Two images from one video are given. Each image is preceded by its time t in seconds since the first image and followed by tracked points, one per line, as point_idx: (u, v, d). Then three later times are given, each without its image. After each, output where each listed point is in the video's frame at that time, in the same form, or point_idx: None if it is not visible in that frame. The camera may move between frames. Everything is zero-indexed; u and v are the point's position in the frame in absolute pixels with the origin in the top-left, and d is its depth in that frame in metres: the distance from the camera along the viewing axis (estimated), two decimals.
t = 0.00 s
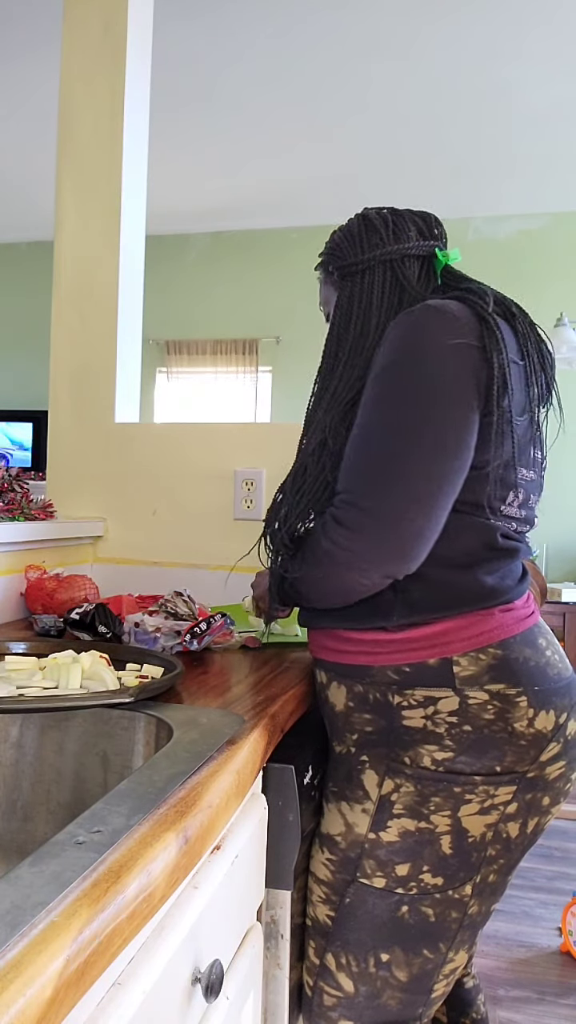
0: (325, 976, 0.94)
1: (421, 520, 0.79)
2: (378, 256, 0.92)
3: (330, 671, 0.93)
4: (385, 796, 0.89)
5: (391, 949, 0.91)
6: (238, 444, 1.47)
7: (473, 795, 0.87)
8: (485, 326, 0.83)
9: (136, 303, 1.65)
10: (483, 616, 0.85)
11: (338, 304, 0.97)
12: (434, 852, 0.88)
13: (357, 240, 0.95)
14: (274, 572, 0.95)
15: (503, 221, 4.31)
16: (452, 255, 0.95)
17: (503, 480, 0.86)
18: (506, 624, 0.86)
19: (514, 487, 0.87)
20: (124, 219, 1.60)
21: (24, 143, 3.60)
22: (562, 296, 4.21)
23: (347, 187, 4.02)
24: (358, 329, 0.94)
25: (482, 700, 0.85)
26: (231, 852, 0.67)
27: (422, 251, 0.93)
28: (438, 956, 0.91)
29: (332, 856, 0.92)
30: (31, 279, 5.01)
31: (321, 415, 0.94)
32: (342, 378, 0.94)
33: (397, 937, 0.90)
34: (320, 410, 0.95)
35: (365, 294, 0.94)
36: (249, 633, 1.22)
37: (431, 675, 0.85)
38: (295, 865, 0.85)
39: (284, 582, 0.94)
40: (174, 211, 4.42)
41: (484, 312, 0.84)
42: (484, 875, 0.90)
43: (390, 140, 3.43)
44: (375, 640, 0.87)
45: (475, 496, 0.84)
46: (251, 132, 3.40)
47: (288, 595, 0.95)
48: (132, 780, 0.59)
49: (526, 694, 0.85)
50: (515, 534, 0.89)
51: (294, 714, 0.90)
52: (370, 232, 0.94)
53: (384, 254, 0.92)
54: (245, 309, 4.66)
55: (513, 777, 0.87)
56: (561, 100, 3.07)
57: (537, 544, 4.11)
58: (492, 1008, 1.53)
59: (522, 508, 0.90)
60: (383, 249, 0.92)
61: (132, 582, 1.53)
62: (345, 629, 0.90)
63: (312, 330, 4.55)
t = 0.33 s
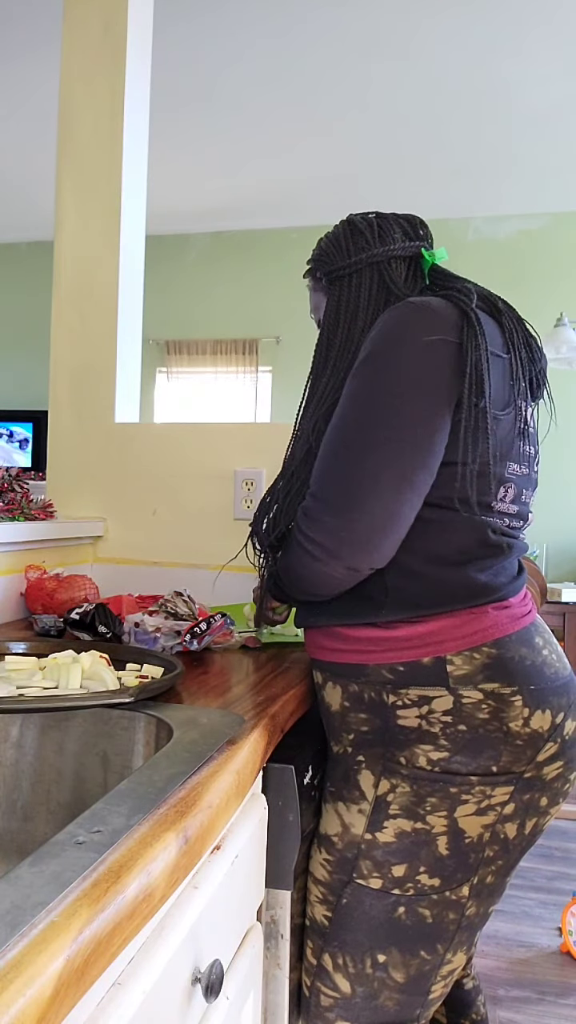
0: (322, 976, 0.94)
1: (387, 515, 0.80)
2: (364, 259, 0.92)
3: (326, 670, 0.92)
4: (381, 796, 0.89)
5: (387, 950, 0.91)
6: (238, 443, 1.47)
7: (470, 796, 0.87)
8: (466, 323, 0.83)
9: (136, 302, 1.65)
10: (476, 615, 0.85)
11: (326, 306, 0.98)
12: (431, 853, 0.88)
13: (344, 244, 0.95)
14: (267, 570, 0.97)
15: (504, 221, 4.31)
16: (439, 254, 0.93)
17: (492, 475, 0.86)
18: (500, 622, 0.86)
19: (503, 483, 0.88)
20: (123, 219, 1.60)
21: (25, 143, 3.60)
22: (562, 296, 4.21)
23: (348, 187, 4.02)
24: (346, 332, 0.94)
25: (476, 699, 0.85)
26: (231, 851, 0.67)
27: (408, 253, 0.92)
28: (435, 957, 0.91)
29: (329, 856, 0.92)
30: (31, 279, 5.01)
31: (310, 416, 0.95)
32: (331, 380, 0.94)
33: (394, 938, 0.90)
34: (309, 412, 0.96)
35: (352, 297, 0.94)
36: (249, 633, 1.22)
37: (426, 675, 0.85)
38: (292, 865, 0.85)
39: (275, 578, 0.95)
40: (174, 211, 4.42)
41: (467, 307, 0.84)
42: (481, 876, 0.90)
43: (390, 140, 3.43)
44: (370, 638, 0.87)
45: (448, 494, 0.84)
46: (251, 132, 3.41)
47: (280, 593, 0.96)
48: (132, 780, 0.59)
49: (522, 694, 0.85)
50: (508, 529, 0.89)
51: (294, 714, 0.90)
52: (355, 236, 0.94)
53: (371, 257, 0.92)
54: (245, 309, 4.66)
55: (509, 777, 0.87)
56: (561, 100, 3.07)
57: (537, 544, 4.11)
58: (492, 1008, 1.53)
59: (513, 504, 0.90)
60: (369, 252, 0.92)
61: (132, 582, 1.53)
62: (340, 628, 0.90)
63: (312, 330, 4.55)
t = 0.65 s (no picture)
0: (322, 977, 0.94)
1: (396, 511, 0.80)
2: (358, 261, 0.92)
3: (326, 671, 0.92)
4: (381, 797, 0.89)
5: (387, 950, 0.90)
6: (239, 443, 1.47)
7: (469, 796, 0.87)
8: (464, 322, 0.83)
9: (136, 302, 1.65)
10: (477, 615, 0.85)
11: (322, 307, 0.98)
12: (431, 853, 0.88)
13: (338, 246, 0.95)
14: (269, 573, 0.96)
15: (503, 221, 4.31)
16: (433, 255, 0.94)
17: (493, 474, 0.86)
18: (501, 622, 0.86)
19: (504, 481, 0.88)
20: (123, 218, 1.60)
21: (25, 143, 3.60)
22: (561, 296, 4.21)
23: (348, 187, 4.02)
24: (341, 334, 0.94)
25: (476, 699, 0.85)
26: (231, 852, 0.67)
27: (402, 253, 0.92)
28: (435, 957, 0.91)
29: (329, 856, 0.92)
30: (31, 279, 5.01)
31: (306, 420, 0.95)
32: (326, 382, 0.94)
33: (394, 938, 0.90)
34: (305, 416, 0.96)
35: (347, 299, 0.94)
36: (249, 633, 1.22)
37: (426, 675, 0.85)
38: (292, 865, 0.85)
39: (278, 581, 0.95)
40: (174, 211, 4.42)
41: (463, 306, 0.84)
42: (481, 876, 0.90)
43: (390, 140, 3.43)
44: (371, 639, 0.87)
45: (457, 493, 0.84)
46: (251, 132, 3.41)
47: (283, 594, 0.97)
48: (132, 780, 0.59)
49: (523, 694, 0.85)
50: (507, 529, 0.89)
51: (294, 714, 0.90)
52: (349, 239, 0.94)
53: (365, 259, 0.92)
54: (245, 309, 4.66)
55: (509, 777, 0.87)
56: (560, 100, 3.07)
57: (537, 544, 4.11)
58: (492, 1008, 1.53)
59: (513, 504, 0.90)
60: (363, 254, 0.92)
61: (132, 582, 1.53)
62: (341, 628, 0.90)
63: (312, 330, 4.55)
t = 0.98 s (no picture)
0: (322, 977, 0.94)
1: (386, 513, 0.80)
2: (362, 260, 0.92)
3: (325, 671, 0.92)
4: (380, 797, 0.88)
5: (386, 951, 0.91)
6: (238, 443, 1.47)
7: (468, 796, 0.87)
8: (462, 323, 0.83)
9: (136, 302, 1.65)
10: (475, 615, 0.85)
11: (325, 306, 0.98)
12: (430, 853, 0.88)
13: (342, 244, 0.95)
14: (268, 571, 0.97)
15: (504, 221, 4.31)
16: (438, 253, 0.94)
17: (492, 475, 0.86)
18: (498, 623, 0.86)
19: (502, 482, 0.88)
20: (123, 218, 1.60)
21: (25, 143, 3.60)
22: (562, 296, 4.21)
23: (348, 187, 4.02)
24: (343, 333, 0.94)
25: (475, 700, 0.85)
26: (231, 852, 0.67)
27: (406, 253, 0.92)
28: (434, 957, 0.91)
29: (328, 856, 0.92)
30: (32, 279, 5.01)
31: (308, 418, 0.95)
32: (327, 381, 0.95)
33: (393, 938, 0.90)
34: (307, 414, 0.96)
35: (350, 298, 0.94)
36: (248, 633, 1.22)
37: (425, 675, 0.85)
38: (291, 865, 0.85)
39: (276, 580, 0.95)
40: (174, 211, 4.42)
41: (463, 308, 0.84)
42: (480, 877, 0.90)
43: (391, 140, 3.43)
44: (370, 638, 0.87)
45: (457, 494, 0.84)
46: (251, 132, 3.41)
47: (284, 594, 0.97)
48: (132, 780, 0.59)
49: (521, 694, 0.85)
50: (507, 529, 0.90)
51: (293, 714, 0.90)
52: (353, 237, 0.94)
53: (368, 258, 0.92)
54: (245, 309, 4.66)
55: (508, 778, 0.87)
56: (561, 100, 3.07)
57: (537, 544, 4.11)
58: (492, 1008, 1.53)
59: (512, 504, 0.90)
60: (366, 254, 0.92)
61: (132, 582, 1.53)
62: (340, 628, 0.90)
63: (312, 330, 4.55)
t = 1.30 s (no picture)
0: (322, 977, 0.94)
1: (410, 509, 0.80)
2: (366, 261, 0.92)
3: (327, 671, 0.92)
4: (381, 797, 0.88)
5: (387, 951, 0.91)
6: (238, 444, 1.47)
7: (470, 797, 0.87)
8: (473, 320, 0.83)
9: (136, 302, 1.65)
10: (479, 615, 0.85)
11: (329, 307, 0.98)
12: (431, 853, 0.88)
13: (347, 245, 0.95)
14: (273, 572, 0.97)
15: (504, 221, 4.31)
16: (442, 258, 0.95)
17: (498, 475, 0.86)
18: (501, 623, 0.86)
19: (507, 482, 0.88)
20: (124, 217, 1.60)
21: (25, 143, 3.60)
22: (562, 297, 4.21)
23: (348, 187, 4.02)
24: (347, 332, 0.94)
25: (478, 700, 0.85)
26: (231, 852, 0.67)
27: (411, 254, 0.93)
28: (434, 957, 0.91)
29: (329, 856, 0.92)
30: (31, 279, 5.01)
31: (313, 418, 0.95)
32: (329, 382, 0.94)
33: (394, 938, 0.90)
34: (311, 414, 0.96)
35: (354, 299, 0.94)
36: (248, 633, 1.22)
37: (427, 676, 0.85)
38: (292, 865, 0.85)
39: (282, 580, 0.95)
40: (174, 211, 4.42)
41: (473, 306, 0.84)
42: (481, 877, 0.90)
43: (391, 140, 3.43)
44: (372, 639, 0.87)
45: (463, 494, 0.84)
46: (251, 132, 3.41)
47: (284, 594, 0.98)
48: (132, 780, 0.59)
49: (523, 695, 0.85)
50: (510, 530, 0.89)
51: (293, 714, 0.90)
52: (358, 237, 0.94)
53: (373, 260, 0.92)
54: (244, 309, 4.66)
55: (510, 778, 0.87)
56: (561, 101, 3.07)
57: (537, 544, 4.11)
58: (492, 1008, 1.53)
59: (515, 505, 0.90)
60: (371, 255, 0.92)
61: (132, 582, 1.53)
62: (343, 628, 0.90)
63: (312, 330, 4.55)
